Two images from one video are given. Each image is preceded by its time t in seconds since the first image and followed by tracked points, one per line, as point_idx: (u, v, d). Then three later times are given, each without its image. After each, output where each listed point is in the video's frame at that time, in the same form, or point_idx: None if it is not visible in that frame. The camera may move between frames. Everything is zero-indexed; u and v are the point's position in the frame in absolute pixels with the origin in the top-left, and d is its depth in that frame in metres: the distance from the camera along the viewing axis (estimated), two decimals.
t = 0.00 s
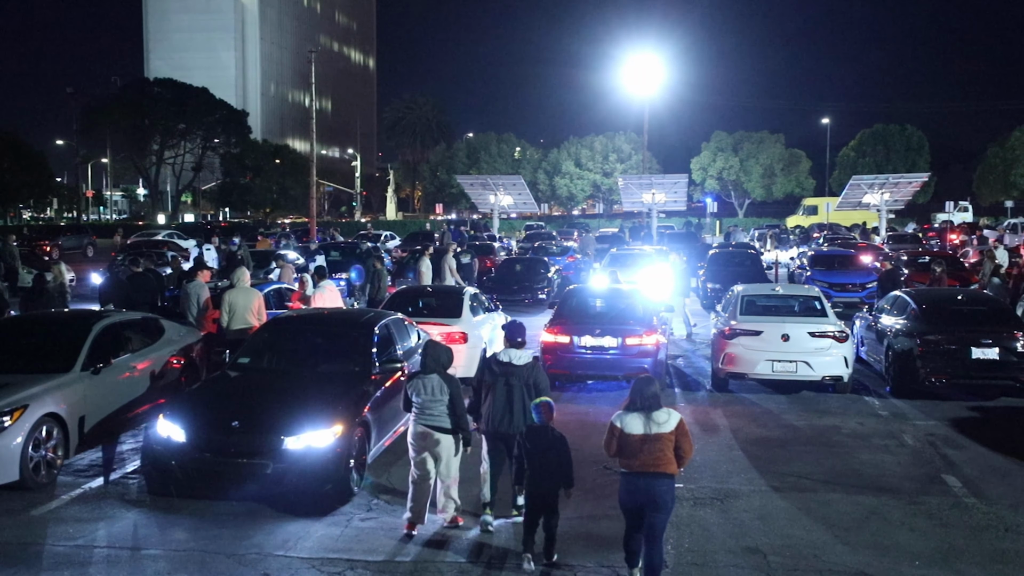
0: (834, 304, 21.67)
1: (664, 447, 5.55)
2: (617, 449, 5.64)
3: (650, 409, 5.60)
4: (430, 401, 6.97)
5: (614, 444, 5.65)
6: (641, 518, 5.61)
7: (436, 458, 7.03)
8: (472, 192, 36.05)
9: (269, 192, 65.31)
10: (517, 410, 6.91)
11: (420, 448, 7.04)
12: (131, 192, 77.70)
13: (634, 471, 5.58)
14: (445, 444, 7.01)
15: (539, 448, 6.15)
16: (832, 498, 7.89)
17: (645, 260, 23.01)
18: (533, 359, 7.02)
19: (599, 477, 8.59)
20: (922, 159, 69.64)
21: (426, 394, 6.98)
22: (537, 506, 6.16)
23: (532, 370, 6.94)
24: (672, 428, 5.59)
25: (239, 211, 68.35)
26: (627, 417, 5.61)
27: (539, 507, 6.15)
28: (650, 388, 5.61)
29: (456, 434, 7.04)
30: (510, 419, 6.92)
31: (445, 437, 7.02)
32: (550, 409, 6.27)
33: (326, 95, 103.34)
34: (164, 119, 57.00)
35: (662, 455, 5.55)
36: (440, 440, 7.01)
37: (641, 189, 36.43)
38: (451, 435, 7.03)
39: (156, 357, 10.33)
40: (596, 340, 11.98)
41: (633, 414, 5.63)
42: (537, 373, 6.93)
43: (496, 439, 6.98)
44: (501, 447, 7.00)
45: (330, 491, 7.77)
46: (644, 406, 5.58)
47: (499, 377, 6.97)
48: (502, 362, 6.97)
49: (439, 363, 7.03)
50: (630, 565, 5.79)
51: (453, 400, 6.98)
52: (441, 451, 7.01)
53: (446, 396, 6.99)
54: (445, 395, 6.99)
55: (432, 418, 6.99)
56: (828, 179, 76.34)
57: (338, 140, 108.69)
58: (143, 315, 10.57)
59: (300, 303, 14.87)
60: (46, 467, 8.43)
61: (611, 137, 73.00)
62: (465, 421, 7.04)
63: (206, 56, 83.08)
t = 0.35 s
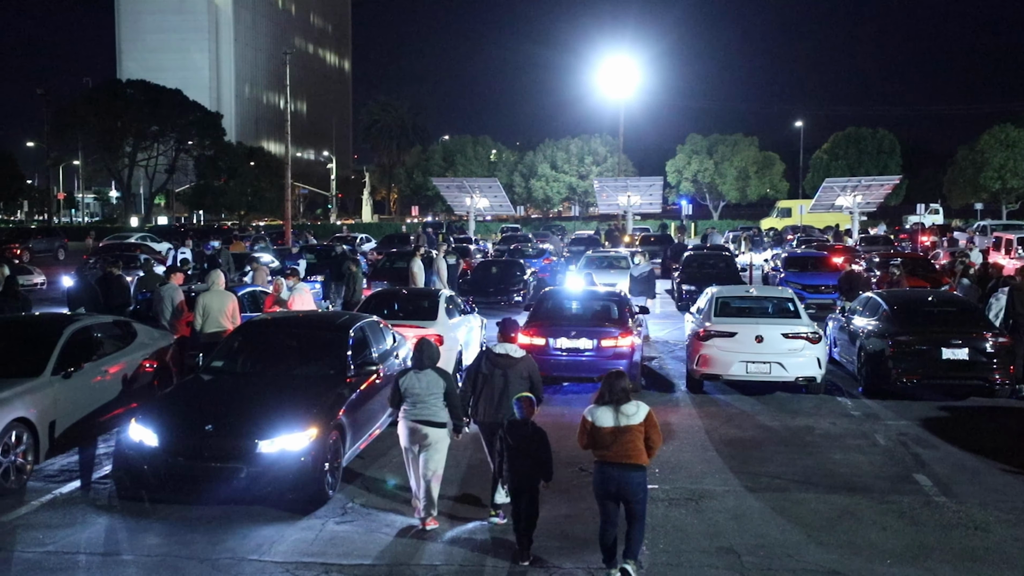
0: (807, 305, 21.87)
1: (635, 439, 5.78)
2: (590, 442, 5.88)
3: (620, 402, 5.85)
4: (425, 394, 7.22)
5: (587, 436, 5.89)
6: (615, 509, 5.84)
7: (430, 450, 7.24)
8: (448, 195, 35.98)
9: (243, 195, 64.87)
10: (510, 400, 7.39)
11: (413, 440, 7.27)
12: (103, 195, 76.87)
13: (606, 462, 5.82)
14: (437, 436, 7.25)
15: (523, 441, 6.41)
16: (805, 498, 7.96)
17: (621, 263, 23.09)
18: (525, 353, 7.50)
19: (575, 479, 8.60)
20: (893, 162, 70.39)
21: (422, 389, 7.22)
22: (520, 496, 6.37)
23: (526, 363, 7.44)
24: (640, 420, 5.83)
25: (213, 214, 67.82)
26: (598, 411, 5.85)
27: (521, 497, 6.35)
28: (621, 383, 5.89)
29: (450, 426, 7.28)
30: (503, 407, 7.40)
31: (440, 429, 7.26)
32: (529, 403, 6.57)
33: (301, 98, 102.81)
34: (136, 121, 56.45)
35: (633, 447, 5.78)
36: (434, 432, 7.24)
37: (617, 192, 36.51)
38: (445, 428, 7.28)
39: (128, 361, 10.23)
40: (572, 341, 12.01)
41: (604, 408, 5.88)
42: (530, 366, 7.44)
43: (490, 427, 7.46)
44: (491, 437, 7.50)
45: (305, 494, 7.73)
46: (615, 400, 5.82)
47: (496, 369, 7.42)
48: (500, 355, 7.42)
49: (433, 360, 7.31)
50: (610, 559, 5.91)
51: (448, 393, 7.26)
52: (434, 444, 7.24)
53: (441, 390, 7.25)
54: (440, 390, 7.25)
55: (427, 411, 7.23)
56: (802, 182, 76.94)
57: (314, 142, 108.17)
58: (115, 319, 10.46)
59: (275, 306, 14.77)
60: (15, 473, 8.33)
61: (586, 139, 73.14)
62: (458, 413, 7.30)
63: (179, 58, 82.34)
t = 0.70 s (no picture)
0: (781, 307, 22.06)
1: (615, 435, 5.94)
2: (573, 437, 6.02)
3: (602, 398, 5.98)
4: (406, 401, 7.25)
5: (570, 431, 6.03)
6: (596, 503, 5.97)
7: (411, 455, 7.24)
8: (424, 198, 35.93)
9: (219, 198, 64.42)
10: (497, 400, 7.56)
11: (394, 446, 7.29)
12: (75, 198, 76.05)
13: (590, 457, 5.96)
14: (419, 441, 7.26)
15: (506, 437, 6.59)
16: (780, 498, 8.02)
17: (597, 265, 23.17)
18: (508, 353, 7.70)
19: (552, 481, 8.62)
20: (866, 165, 71.12)
21: (404, 397, 7.24)
22: (501, 490, 6.57)
23: (508, 362, 7.62)
24: (622, 417, 5.98)
25: (188, 217, 67.27)
26: (582, 406, 5.99)
27: (503, 491, 6.56)
28: (604, 381, 6.02)
29: (431, 431, 7.31)
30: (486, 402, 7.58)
31: (422, 435, 7.29)
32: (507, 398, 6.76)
33: (276, 100, 102.29)
34: (109, 124, 55.88)
35: (614, 443, 5.93)
36: (415, 437, 7.26)
37: (593, 195, 36.64)
38: (426, 433, 7.31)
39: (101, 366, 10.14)
40: (548, 344, 12.04)
41: (587, 404, 6.01)
42: (511, 365, 7.62)
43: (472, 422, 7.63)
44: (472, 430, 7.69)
45: (281, 499, 7.69)
46: (596, 396, 5.95)
47: (479, 371, 7.58)
48: (482, 357, 7.61)
49: (412, 367, 7.30)
50: (587, 558, 5.95)
51: (428, 398, 7.28)
52: (415, 449, 7.25)
53: (419, 396, 7.27)
54: (418, 396, 7.27)
55: (407, 418, 7.26)
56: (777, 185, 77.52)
57: (289, 145, 107.66)
58: (87, 324, 10.36)
59: (250, 310, 14.67)
60: None
61: (563, 142, 73.27)
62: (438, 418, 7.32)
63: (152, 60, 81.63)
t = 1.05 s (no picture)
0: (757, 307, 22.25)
1: (607, 426, 6.19)
2: (566, 429, 6.25)
3: (596, 390, 6.25)
4: (391, 396, 7.42)
5: (562, 422, 6.25)
6: (584, 493, 6.23)
7: (394, 447, 7.49)
8: (402, 197, 35.81)
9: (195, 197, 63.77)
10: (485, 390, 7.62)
11: (377, 440, 7.44)
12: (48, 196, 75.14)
13: (581, 449, 6.19)
14: (402, 435, 7.47)
15: (487, 433, 6.78)
16: (756, 497, 8.07)
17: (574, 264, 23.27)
18: (498, 344, 7.81)
19: (529, 481, 8.63)
20: (841, 165, 71.74)
21: (389, 391, 7.40)
22: (484, 485, 6.77)
23: (498, 352, 7.75)
24: (615, 410, 6.24)
25: (163, 216, 66.61)
26: (577, 400, 6.22)
27: (485, 486, 6.76)
28: (596, 373, 6.28)
29: (414, 425, 7.49)
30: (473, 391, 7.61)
31: (405, 428, 7.48)
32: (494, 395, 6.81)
33: (253, 98, 101.62)
34: (83, 121, 55.23)
35: (605, 433, 6.18)
36: (398, 431, 7.46)
37: (571, 194, 36.68)
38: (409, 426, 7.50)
39: (74, 366, 10.03)
40: (526, 344, 12.04)
41: (582, 396, 6.25)
42: (500, 356, 7.74)
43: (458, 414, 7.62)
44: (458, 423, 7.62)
45: (256, 499, 7.64)
46: (592, 388, 6.19)
47: (468, 360, 7.68)
48: (474, 345, 7.71)
49: (396, 362, 7.45)
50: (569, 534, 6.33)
51: (410, 393, 7.45)
52: (399, 441, 7.49)
53: (402, 390, 7.43)
54: (401, 390, 7.44)
55: (391, 412, 7.43)
56: (753, 185, 78.01)
57: (266, 143, 106.99)
58: (60, 323, 10.25)
59: (225, 310, 14.60)
60: None
61: (541, 142, 73.30)
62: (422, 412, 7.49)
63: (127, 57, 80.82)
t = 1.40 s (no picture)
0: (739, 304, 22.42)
1: (596, 417, 6.43)
2: (556, 421, 6.49)
3: (587, 383, 6.51)
4: (391, 389, 7.73)
5: (553, 416, 6.49)
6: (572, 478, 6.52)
7: (392, 439, 7.79)
8: (384, 195, 35.70)
9: (175, 195, 63.34)
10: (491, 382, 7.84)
11: (376, 430, 7.77)
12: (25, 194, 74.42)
13: (569, 438, 6.45)
14: (399, 427, 7.78)
15: (481, 423, 7.23)
16: (736, 493, 8.11)
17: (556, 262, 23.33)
18: (502, 336, 8.07)
19: (511, 479, 8.63)
20: (822, 164, 72.16)
21: (389, 384, 7.71)
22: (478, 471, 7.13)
23: (502, 344, 8.03)
24: (603, 402, 6.49)
25: (142, 214, 66.11)
26: (568, 391, 6.47)
27: (477, 470, 7.10)
28: (585, 368, 6.54)
29: (411, 418, 7.78)
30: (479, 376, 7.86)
31: (402, 421, 7.79)
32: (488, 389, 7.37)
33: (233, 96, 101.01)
34: (60, 118, 54.71)
35: (593, 424, 6.42)
36: (396, 423, 7.77)
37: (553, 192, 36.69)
38: (406, 419, 7.81)
39: (52, 365, 9.92)
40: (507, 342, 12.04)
41: (574, 388, 6.50)
42: (503, 348, 8.03)
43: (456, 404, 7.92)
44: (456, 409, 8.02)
45: (237, 499, 7.60)
46: (583, 380, 6.46)
47: (474, 352, 7.93)
48: (480, 337, 7.96)
49: (398, 358, 7.78)
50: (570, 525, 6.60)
51: (410, 387, 7.77)
52: (396, 433, 7.78)
53: (402, 384, 7.76)
54: (402, 384, 7.75)
55: (390, 404, 7.74)
56: (734, 183, 78.34)
57: (247, 141, 106.40)
58: (38, 322, 10.15)
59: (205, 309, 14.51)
60: None
61: (523, 140, 73.32)
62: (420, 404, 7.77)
63: (106, 54, 80.16)
